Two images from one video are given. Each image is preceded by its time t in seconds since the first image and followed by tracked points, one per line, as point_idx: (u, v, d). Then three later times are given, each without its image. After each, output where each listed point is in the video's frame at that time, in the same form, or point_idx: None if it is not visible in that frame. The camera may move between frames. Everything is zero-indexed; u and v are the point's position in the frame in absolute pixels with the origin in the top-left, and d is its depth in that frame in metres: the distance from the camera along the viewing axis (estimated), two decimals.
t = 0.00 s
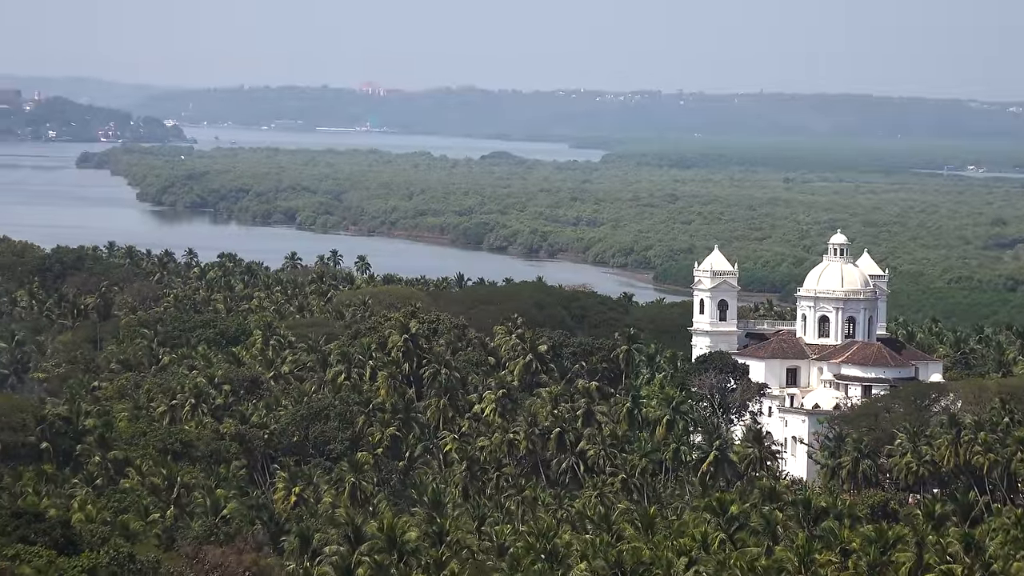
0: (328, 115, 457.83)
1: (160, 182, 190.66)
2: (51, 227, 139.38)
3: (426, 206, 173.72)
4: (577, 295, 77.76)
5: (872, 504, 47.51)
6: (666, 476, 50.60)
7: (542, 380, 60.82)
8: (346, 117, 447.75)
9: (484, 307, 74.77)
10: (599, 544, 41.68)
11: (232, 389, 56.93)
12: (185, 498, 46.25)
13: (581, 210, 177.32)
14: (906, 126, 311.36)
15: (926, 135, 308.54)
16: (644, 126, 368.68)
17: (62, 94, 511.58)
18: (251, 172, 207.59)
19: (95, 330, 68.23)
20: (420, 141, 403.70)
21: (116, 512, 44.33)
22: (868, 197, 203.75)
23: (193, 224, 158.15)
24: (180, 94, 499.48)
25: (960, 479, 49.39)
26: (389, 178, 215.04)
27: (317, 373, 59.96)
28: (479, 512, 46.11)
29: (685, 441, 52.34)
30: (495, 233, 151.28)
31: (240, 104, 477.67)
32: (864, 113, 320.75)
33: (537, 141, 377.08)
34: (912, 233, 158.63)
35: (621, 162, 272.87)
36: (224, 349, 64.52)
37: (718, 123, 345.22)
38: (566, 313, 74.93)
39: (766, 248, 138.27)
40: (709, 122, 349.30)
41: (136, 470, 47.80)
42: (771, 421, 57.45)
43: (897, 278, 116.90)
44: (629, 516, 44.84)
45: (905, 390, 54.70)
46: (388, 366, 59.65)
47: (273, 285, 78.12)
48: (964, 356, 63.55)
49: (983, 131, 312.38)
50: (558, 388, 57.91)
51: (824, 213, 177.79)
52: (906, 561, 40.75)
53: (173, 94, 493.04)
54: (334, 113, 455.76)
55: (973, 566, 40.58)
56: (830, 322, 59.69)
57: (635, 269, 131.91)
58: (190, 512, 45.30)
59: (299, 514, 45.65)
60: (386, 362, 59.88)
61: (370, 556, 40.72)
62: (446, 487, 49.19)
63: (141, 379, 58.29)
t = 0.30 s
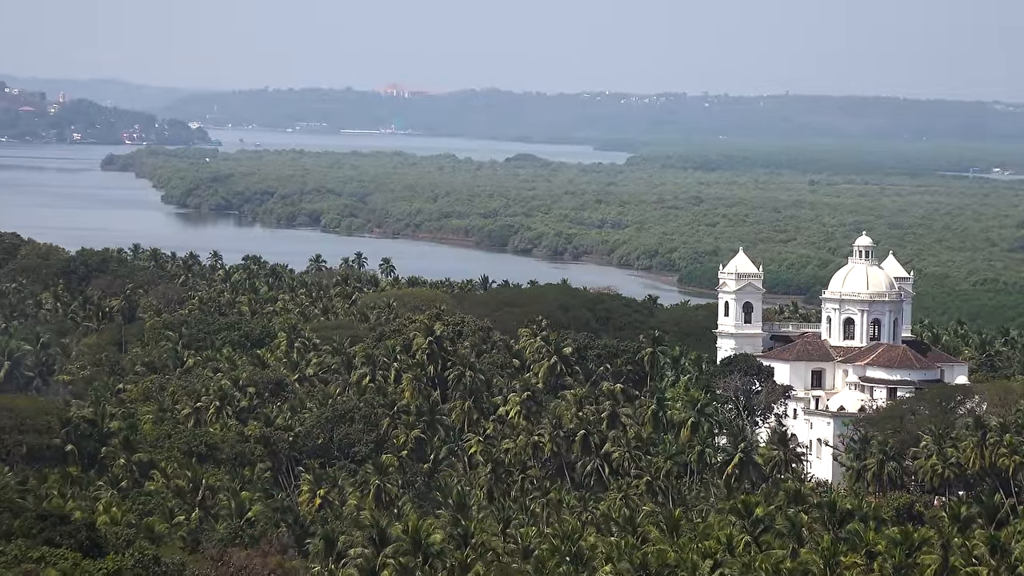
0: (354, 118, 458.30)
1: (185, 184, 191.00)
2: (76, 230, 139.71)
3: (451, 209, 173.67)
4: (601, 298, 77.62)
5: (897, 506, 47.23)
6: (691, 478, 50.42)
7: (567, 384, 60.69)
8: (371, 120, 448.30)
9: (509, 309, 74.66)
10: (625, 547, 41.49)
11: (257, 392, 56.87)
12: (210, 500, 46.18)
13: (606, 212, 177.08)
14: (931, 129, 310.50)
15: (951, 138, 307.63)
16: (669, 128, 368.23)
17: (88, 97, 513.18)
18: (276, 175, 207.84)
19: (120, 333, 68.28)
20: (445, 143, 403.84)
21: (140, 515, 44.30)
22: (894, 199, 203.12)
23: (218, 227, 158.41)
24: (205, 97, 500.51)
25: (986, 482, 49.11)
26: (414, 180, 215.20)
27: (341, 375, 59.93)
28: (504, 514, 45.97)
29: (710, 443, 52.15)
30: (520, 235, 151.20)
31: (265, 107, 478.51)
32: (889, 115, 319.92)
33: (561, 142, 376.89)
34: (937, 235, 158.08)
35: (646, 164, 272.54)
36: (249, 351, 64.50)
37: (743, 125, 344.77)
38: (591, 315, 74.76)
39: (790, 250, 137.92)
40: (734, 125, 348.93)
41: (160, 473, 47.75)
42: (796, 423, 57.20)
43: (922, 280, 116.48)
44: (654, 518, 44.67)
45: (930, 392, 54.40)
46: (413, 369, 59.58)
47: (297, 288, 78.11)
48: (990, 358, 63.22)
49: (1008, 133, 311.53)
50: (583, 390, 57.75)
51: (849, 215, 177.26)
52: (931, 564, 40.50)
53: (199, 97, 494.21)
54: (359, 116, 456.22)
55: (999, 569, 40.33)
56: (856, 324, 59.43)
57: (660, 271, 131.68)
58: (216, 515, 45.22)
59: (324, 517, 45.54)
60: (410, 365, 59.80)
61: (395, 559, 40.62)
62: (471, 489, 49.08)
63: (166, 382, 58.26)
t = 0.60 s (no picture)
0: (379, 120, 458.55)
1: (209, 186, 191.17)
2: (101, 231, 140.16)
3: (476, 211, 173.59)
4: (626, 299, 77.46)
5: (923, 508, 47.00)
6: (715, 480, 50.29)
7: (592, 386, 60.61)
8: (395, 122, 448.55)
9: (533, 312, 74.51)
10: (649, 549, 41.43)
11: (282, 394, 56.83)
12: (236, 502, 46.17)
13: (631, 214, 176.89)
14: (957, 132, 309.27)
15: (977, 141, 306.48)
16: (694, 130, 367.67)
17: (113, 99, 514.68)
18: (300, 177, 207.91)
19: (145, 335, 68.34)
20: (469, 145, 404.05)
21: (165, 516, 44.30)
22: (919, 201, 202.37)
23: (243, 229, 158.48)
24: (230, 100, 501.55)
25: (1012, 484, 48.90)
26: (438, 182, 215.21)
27: (366, 377, 59.95)
28: (530, 516, 45.93)
29: (735, 445, 51.98)
30: (545, 238, 151.02)
31: (290, 109, 479.10)
32: (915, 117, 318.93)
33: (586, 143, 376.57)
34: (963, 238, 157.43)
35: (671, 166, 272.08)
36: (274, 353, 64.50)
37: (768, 128, 343.99)
38: (616, 317, 74.57)
39: (816, 252, 137.40)
40: (759, 127, 348.17)
41: (185, 476, 47.73)
42: (822, 426, 57.02)
43: (948, 283, 115.92)
44: (679, 521, 44.59)
45: (956, 394, 54.11)
46: (438, 370, 59.52)
47: (322, 290, 78.12)
48: (1016, 360, 62.90)
49: None
50: (608, 392, 57.64)
51: (875, 217, 176.61)
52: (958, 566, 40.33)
53: (224, 100, 495.30)
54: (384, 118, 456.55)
55: None
56: (881, 326, 59.16)
57: (685, 274, 131.34)
58: (241, 517, 45.22)
59: (349, 518, 45.49)
60: (435, 367, 59.74)
61: (421, 560, 40.59)
62: (497, 491, 49.00)
63: (191, 383, 58.26)
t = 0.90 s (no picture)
0: (404, 121, 459.08)
1: (234, 187, 191.58)
2: (126, 232, 140.68)
3: (501, 211, 173.57)
4: (651, 300, 77.30)
5: (948, 509, 46.73)
6: (741, 481, 50.06)
7: (617, 386, 60.47)
8: (420, 123, 449.08)
9: (558, 312, 74.41)
10: (675, 550, 41.27)
11: (307, 395, 56.79)
12: (261, 503, 46.14)
13: (656, 214, 176.71)
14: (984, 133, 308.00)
15: (1004, 142, 305.18)
16: (719, 131, 366.93)
17: (139, 99, 516.42)
18: (325, 177, 208.14)
19: (170, 336, 68.47)
20: (494, 146, 404.09)
21: (190, 517, 44.24)
22: (945, 202, 201.54)
23: (267, 229, 158.85)
24: (256, 100, 502.41)
25: None
26: (463, 183, 215.14)
27: (391, 377, 59.93)
28: (555, 517, 45.81)
29: (760, 446, 51.80)
30: (570, 238, 150.95)
31: (316, 109, 479.99)
32: (941, 117, 317.84)
33: (611, 144, 376.24)
34: (989, 239, 156.70)
35: (696, 167, 271.64)
36: (299, 354, 64.48)
37: (794, 128, 343.25)
38: (642, 318, 74.42)
39: (842, 253, 136.95)
40: (784, 128, 347.37)
41: (211, 476, 47.69)
42: (847, 427, 56.80)
43: (975, 283, 115.42)
44: (705, 521, 44.40)
45: (982, 395, 53.80)
46: (462, 371, 59.46)
47: (347, 290, 78.17)
48: None
49: None
50: (633, 393, 57.50)
51: (900, 218, 175.96)
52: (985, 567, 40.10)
53: (250, 100, 496.62)
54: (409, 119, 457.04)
55: None
56: (906, 327, 58.88)
57: (709, 274, 131.14)
58: (266, 518, 45.19)
59: (375, 518, 45.40)
60: (460, 367, 59.66)
61: (445, 561, 40.52)
62: (522, 492, 48.90)
63: (216, 384, 58.26)
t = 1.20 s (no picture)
0: (428, 121, 459.21)
1: (259, 187, 191.75)
2: (152, 232, 140.93)
3: (526, 211, 173.40)
4: (676, 300, 77.17)
5: (974, 510, 46.44)
6: (766, 481, 49.86)
7: (641, 387, 60.31)
8: (445, 123, 449.32)
9: (583, 312, 74.28)
10: (700, 550, 41.11)
11: (332, 395, 56.71)
12: (286, 503, 46.10)
13: (681, 214, 176.45)
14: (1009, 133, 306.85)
15: None
16: (744, 131, 366.13)
17: (165, 99, 517.51)
18: (350, 177, 208.24)
19: (196, 335, 68.50)
20: (518, 146, 403.81)
21: (215, 517, 44.16)
22: (971, 202, 200.71)
23: (292, 229, 159.02)
24: (281, 100, 503.01)
25: None
26: (487, 182, 215.01)
27: (416, 377, 59.89)
28: (579, 517, 45.68)
29: (785, 446, 51.62)
30: (595, 238, 150.69)
31: (340, 109, 480.28)
32: (966, 116, 316.88)
33: (636, 143, 375.95)
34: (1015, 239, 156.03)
35: (721, 166, 271.10)
36: (324, 354, 64.43)
37: (818, 129, 342.33)
38: (667, 318, 74.23)
39: (867, 253, 136.48)
40: (809, 128, 346.59)
41: (236, 476, 47.62)
42: (873, 427, 56.63)
43: (1001, 284, 114.89)
44: (730, 522, 44.23)
45: (1008, 395, 53.45)
46: (487, 371, 59.37)
47: (372, 290, 78.14)
48: None
49: None
50: (657, 393, 57.36)
51: (925, 218, 175.33)
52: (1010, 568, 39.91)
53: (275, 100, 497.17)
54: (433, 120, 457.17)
55: None
56: (932, 327, 58.61)
57: (735, 274, 130.83)
58: (292, 517, 45.13)
59: (400, 518, 45.32)
60: (485, 367, 59.59)
61: (470, 561, 40.40)
62: (547, 491, 48.80)
63: (241, 384, 58.23)
